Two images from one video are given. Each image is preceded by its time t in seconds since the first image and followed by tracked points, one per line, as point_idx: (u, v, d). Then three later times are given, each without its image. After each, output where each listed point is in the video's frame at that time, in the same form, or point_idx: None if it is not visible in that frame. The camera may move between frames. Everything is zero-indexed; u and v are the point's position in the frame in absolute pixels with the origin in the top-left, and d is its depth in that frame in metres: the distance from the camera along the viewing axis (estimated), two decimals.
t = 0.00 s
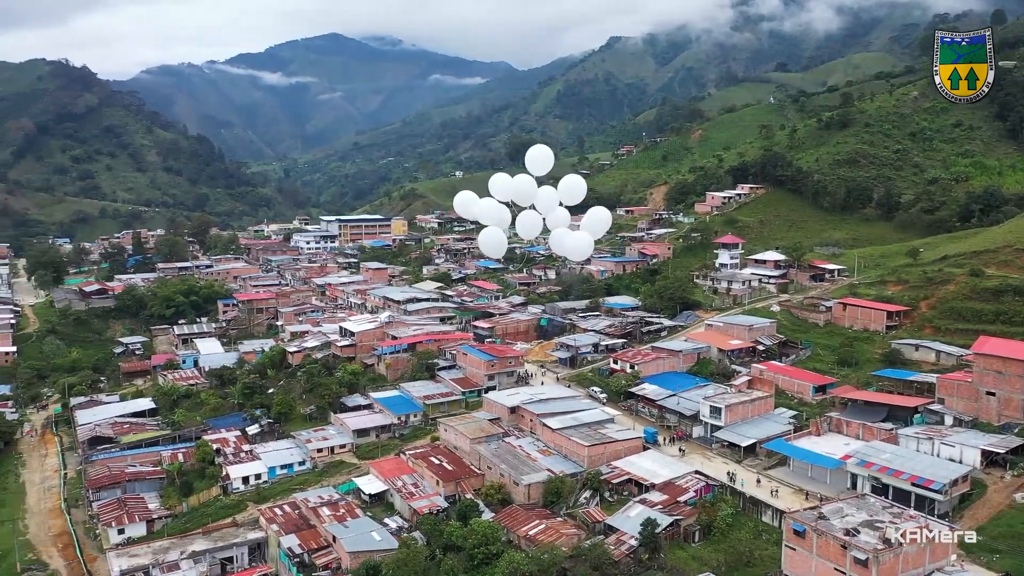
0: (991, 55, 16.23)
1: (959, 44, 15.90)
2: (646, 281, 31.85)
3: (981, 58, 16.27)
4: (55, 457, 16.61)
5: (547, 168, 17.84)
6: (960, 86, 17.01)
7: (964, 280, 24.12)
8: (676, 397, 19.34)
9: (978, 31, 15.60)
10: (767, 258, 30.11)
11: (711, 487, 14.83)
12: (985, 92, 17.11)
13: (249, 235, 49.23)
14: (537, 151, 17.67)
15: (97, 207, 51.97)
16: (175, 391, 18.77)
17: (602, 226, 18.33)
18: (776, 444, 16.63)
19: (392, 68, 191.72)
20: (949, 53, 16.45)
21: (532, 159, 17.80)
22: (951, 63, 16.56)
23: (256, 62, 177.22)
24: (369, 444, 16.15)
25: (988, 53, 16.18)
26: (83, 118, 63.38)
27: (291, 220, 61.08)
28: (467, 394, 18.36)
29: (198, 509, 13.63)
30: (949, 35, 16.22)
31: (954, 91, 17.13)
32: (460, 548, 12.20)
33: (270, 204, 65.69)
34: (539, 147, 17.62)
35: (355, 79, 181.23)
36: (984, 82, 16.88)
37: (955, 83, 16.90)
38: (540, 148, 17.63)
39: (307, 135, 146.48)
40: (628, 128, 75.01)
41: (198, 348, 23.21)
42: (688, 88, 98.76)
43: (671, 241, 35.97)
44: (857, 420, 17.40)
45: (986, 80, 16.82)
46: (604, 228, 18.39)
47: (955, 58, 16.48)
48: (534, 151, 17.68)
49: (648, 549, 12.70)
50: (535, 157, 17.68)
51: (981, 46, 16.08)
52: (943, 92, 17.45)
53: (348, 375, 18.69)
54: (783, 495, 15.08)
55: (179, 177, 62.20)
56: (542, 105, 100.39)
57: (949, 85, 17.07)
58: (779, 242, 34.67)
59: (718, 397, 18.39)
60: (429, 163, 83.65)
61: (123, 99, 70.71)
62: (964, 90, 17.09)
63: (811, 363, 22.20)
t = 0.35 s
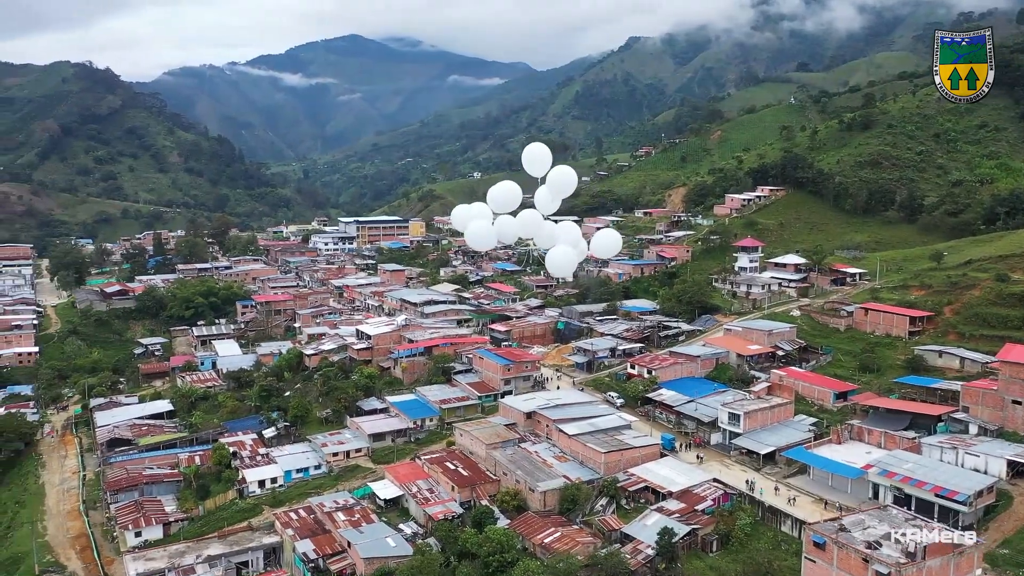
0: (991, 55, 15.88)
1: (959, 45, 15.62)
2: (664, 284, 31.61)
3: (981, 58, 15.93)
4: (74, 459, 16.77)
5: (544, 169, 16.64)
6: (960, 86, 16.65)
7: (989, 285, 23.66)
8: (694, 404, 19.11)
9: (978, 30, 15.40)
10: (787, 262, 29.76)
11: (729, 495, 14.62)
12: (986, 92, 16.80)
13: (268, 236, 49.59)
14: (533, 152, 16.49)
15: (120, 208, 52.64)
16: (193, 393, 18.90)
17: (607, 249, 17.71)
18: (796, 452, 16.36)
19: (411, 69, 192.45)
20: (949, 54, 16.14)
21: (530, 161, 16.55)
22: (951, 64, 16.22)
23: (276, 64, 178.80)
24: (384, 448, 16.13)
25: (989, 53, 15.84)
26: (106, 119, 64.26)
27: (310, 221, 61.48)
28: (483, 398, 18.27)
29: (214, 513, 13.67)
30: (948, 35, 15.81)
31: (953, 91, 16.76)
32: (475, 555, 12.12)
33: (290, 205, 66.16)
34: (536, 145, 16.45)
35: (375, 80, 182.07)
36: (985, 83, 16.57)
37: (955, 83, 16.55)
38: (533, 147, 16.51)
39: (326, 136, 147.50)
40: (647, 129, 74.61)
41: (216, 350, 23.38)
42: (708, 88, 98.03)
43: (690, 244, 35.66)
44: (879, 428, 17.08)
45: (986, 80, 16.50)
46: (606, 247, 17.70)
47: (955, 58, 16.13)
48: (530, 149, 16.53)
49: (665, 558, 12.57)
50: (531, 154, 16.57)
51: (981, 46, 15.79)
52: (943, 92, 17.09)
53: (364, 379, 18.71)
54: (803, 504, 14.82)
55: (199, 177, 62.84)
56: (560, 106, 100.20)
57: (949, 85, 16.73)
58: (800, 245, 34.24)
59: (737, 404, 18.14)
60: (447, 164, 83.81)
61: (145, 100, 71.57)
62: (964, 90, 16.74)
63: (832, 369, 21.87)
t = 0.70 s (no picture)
0: (991, 54, 15.87)
1: (958, 44, 15.50)
2: (678, 287, 31.39)
3: (981, 58, 15.88)
4: (89, 461, 16.88)
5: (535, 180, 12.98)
6: (960, 86, 16.64)
7: (1009, 290, 23.28)
8: (708, 410, 18.93)
9: (977, 30, 15.26)
10: (803, 265, 29.48)
11: (744, 504, 14.43)
12: (987, 92, 16.70)
13: (282, 237, 49.85)
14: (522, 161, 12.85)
15: (137, 208, 53.15)
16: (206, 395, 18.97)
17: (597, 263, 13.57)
18: (812, 459, 16.13)
19: (426, 69, 192.85)
20: (948, 54, 16.05)
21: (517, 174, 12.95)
22: (951, 64, 16.14)
23: (292, 65, 180.24)
24: (396, 452, 16.11)
25: (989, 53, 15.79)
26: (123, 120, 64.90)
27: (324, 222, 61.73)
28: (495, 403, 18.19)
29: (226, 517, 13.70)
30: (948, 35, 15.72)
31: (954, 91, 16.74)
32: (486, 562, 12.02)
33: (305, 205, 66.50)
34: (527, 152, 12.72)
35: (389, 81, 182.66)
36: (985, 83, 16.46)
37: (955, 83, 16.55)
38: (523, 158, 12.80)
39: (341, 136, 148.25)
40: (662, 130, 74.24)
41: (230, 352, 23.50)
42: (723, 89, 97.40)
43: (704, 247, 35.41)
44: (896, 436, 16.83)
45: (985, 80, 16.46)
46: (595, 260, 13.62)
47: (954, 58, 16.08)
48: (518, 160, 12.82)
49: (678, 567, 12.43)
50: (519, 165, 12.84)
51: (981, 46, 15.74)
52: (943, 92, 17.09)
53: (377, 382, 18.70)
54: (820, 513, 14.61)
55: (215, 178, 63.29)
56: (574, 107, 100.02)
57: (949, 85, 16.74)
58: (816, 248, 33.88)
59: (752, 410, 17.93)
60: (461, 164, 83.82)
61: (162, 101, 72.22)
62: (964, 90, 16.69)
63: (848, 375, 21.59)
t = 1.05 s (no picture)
0: (990, 53, 16.12)
1: (961, 45, 15.62)
2: (692, 291, 31.19)
3: (981, 58, 16.14)
4: (102, 463, 16.99)
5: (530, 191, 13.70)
6: (961, 84, 16.91)
7: None
8: (722, 416, 18.74)
9: (979, 30, 15.42)
10: (819, 269, 29.18)
11: (758, 513, 14.24)
12: (986, 92, 17.05)
13: (296, 238, 50.07)
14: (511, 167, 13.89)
15: (153, 209, 53.60)
16: (219, 398, 19.04)
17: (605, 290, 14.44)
18: (827, 468, 15.91)
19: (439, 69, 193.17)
20: (949, 54, 16.10)
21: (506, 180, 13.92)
22: (952, 64, 16.21)
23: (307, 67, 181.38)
24: (407, 457, 16.07)
25: (987, 53, 16.08)
26: (140, 121, 65.51)
27: (338, 223, 61.97)
28: (507, 408, 18.12)
29: (238, 521, 13.71)
30: (948, 36, 15.81)
31: (956, 89, 16.97)
32: (497, 569, 11.92)
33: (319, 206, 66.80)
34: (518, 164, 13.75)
35: (403, 81, 183.24)
36: (985, 83, 16.80)
37: (958, 82, 16.78)
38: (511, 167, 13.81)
39: (356, 137, 148.87)
40: (676, 131, 73.94)
41: (243, 353, 23.61)
42: (737, 89, 96.85)
43: (719, 249, 35.14)
44: (913, 444, 16.56)
45: (986, 79, 16.80)
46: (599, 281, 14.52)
47: (955, 58, 16.15)
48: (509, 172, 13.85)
49: None
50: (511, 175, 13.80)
51: (980, 46, 15.96)
52: (942, 92, 17.26)
53: (389, 386, 18.69)
54: (836, 523, 14.38)
55: (230, 179, 63.70)
56: (588, 107, 99.80)
57: (950, 83, 16.92)
58: (832, 251, 33.52)
59: (766, 417, 17.73)
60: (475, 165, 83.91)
61: (178, 103, 72.87)
62: (966, 88, 16.97)
63: (865, 381, 21.32)
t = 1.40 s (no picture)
0: (992, 54, 15.27)
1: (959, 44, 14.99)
2: (705, 294, 30.96)
3: (982, 58, 15.29)
4: (114, 465, 17.10)
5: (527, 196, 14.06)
6: (959, 86, 15.84)
7: None
8: (734, 422, 18.56)
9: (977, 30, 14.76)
10: (833, 272, 28.85)
11: (771, 521, 14.07)
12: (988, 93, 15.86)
13: (309, 240, 50.24)
14: (507, 167, 13.93)
15: (167, 210, 54.01)
16: (230, 400, 19.08)
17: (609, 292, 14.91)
18: (842, 475, 15.71)
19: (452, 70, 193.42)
20: (948, 53, 15.43)
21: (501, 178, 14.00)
22: (951, 64, 15.50)
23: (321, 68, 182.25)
24: (418, 461, 16.04)
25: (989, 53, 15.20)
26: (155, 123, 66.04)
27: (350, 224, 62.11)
28: (518, 412, 18.05)
29: (248, 525, 13.73)
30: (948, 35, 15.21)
31: (954, 91, 15.94)
32: None
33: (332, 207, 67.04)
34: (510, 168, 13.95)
35: (416, 82, 183.59)
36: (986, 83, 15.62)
37: (955, 84, 15.76)
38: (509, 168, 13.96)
39: (369, 138, 149.41)
40: (689, 132, 73.53)
41: (254, 355, 23.69)
42: (751, 89, 96.14)
43: (732, 252, 34.88)
44: (930, 451, 16.32)
45: (988, 80, 15.57)
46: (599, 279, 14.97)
47: (955, 59, 15.46)
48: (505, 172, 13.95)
49: None
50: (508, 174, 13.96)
51: (982, 46, 15.15)
52: (942, 93, 16.31)
53: (399, 390, 18.66)
54: (851, 531, 14.17)
55: (244, 179, 64.05)
56: (600, 108, 99.47)
57: (949, 85, 15.95)
58: (847, 254, 33.16)
59: (780, 423, 17.53)
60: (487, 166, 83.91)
61: (193, 104, 73.41)
62: (964, 90, 15.87)
63: (880, 386, 21.04)
